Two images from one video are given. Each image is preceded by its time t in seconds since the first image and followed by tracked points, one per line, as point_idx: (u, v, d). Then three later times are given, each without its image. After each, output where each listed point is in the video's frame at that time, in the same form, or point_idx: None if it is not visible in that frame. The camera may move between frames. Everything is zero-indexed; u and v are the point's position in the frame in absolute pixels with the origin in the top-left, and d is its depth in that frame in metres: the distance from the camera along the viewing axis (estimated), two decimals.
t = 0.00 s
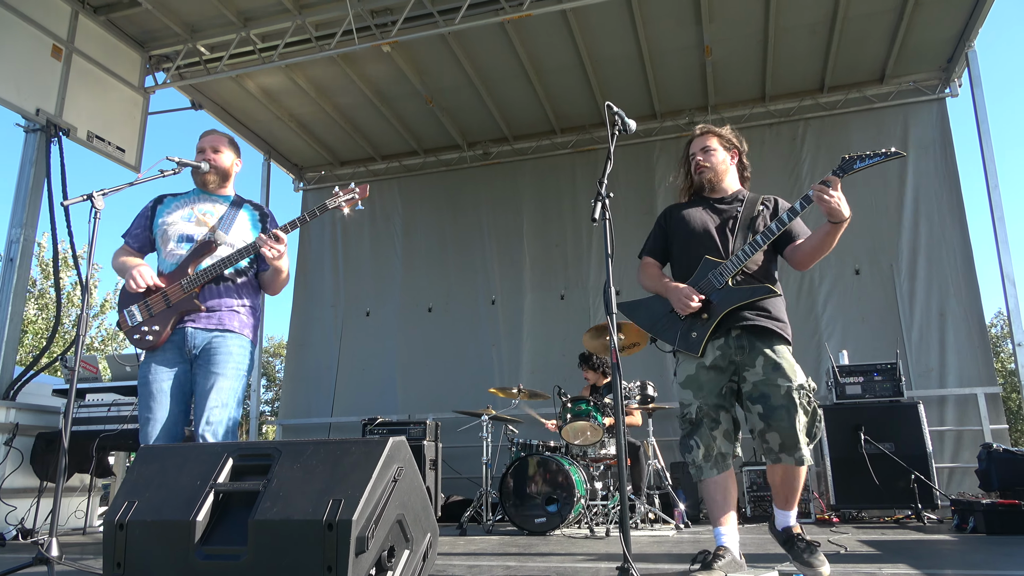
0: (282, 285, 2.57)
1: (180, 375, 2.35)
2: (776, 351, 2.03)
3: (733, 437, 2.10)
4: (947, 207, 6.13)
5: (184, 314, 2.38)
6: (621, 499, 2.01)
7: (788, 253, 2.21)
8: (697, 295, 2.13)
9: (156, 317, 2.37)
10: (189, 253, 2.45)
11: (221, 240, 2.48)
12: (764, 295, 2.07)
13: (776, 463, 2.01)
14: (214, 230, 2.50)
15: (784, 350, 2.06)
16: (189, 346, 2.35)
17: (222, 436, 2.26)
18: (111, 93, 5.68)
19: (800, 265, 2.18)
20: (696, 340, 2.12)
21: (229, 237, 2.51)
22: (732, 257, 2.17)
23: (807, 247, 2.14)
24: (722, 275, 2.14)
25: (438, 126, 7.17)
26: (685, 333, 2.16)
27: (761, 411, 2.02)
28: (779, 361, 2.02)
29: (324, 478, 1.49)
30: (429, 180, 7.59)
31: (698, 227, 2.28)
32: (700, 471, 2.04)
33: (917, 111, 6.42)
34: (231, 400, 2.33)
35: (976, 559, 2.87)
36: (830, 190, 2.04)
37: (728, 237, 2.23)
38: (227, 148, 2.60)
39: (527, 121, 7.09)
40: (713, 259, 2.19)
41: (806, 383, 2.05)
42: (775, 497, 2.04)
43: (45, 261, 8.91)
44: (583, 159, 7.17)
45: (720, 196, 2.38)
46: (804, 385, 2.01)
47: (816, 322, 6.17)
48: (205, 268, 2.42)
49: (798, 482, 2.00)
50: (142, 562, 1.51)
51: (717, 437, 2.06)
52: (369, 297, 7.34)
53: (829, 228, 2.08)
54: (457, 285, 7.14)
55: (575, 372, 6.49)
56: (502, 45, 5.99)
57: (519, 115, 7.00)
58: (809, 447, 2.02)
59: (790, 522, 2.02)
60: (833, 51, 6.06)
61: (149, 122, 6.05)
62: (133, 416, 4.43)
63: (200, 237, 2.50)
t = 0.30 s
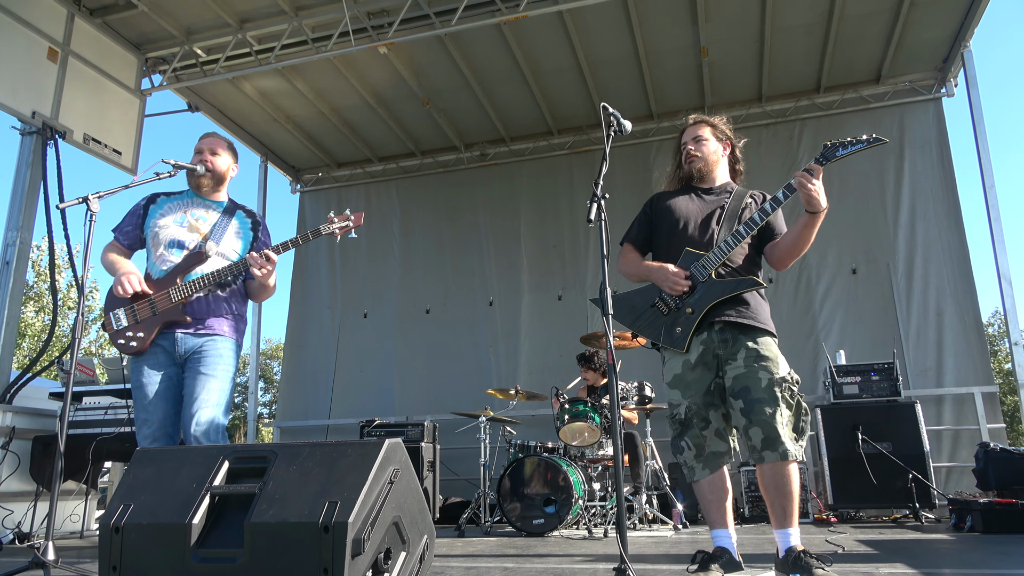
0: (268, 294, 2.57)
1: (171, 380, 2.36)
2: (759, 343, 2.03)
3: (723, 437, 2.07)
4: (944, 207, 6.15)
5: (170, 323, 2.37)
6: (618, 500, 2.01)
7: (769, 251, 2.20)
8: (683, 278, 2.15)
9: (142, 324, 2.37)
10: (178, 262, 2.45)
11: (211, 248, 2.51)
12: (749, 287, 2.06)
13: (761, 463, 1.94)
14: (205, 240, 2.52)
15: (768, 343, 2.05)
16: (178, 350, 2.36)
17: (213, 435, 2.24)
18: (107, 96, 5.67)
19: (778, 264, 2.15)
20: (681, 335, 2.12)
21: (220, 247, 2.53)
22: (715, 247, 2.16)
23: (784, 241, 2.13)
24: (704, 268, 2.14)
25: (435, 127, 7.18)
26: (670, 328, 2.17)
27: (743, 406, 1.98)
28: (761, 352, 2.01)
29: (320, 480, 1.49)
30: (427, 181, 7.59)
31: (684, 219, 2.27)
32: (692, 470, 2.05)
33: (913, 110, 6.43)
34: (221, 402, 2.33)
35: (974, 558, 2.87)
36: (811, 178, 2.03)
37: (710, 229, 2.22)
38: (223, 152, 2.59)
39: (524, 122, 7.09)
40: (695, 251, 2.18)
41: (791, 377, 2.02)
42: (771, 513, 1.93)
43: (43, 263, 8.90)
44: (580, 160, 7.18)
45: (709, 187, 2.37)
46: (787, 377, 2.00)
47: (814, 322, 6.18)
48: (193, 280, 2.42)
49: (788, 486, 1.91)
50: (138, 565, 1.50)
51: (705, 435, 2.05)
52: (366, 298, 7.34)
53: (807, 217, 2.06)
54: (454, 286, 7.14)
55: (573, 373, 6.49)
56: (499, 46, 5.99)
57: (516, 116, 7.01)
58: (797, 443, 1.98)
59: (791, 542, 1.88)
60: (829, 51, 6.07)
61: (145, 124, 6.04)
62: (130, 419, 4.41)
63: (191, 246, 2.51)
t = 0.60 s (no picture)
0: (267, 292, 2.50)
1: (173, 383, 2.35)
2: (756, 345, 2.03)
3: (721, 439, 2.07)
4: (943, 206, 6.15)
5: (170, 323, 2.37)
6: (617, 501, 2.00)
7: (766, 256, 2.19)
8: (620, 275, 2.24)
9: (142, 326, 2.39)
10: (177, 262, 2.46)
11: (206, 248, 2.46)
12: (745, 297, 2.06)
13: (760, 465, 1.94)
14: (203, 239, 2.50)
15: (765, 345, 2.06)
16: (178, 354, 2.35)
17: (213, 441, 2.24)
18: (106, 99, 5.67)
19: (776, 271, 2.15)
20: (672, 341, 2.12)
21: (218, 245, 2.50)
22: (713, 254, 2.15)
23: (779, 251, 2.13)
24: (700, 274, 2.12)
25: (434, 129, 7.18)
26: (661, 335, 2.15)
27: (744, 408, 1.98)
28: (759, 354, 2.02)
29: (318, 482, 1.49)
30: (426, 182, 7.60)
31: (680, 220, 2.26)
32: (689, 472, 2.04)
33: (911, 110, 6.44)
34: (222, 406, 2.33)
35: (974, 558, 2.88)
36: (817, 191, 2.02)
37: (705, 232, 2.22)
38: (223, 154, 2.60)
39: (523, 123, 7.10)
40: (691, 257, 2.16)
41: (789, 377, 2.03)
42: (771, 515, 1.92)
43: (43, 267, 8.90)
44: (579, 161, 7.18)
45: (709, 179, 2.36)
46: (785, 377, 2.01)
47: (813, 322, 6.18)
48: (188, 279, 2.41)
49: (788, 485, 1.91)
50: (136, 567, 1.50)
51: (703, 438, 2.04)
52: (366, 300, 7.34)
53: (806, 231, 2.05)
54: (453, 288, 7.14)
55: (573, 374, 6.49)
56: (497, 47, 6.00)
57: (515, 117, 7.01)
58: (796, 443, 1.99)
59: (790, 543, 1.88)
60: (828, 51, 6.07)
61: (144, 127, 6.05)
62: (130, 422, 4.41)
63: (189, 245, 2.50)
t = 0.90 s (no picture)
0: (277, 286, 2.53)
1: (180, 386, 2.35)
2: (752, 344, 2.02)
3: (722, 439, 2.07)
4: (943, 206, 6.15)
5: (183, 324, 2.37)
6: (617, 501, 2.00)
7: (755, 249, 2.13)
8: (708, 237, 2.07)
9: (156, 328, 2.37)
10: (186, 264, 2.48)
11: (214, 249, 2.48)
12: (727, 296, 2.06)
13: (758, 465, 1.93)
14: (210, 238, 2.51)
15: (761, 344, 2.04)
16: (188, 356, 2.35)
17: (221, 444, 2.24)
18: (106, 102, 5.68)
19: (763, 264, 2.11)
20: (665, 344, 2.13)
21: (225, 244, 2.51)
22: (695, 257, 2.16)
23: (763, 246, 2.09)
24: (685, 276, 2.16)
25: (434, 131, 7.19)
26: (654, 338, 2.17)
27: (741, 409, 1.98)
28: (756, 353, 2.01)
29: (318, 484, 1.49)
30: (426, 184, 7.60)
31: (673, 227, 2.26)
32: (688, 473, 2.06)
33: (911, 110, 6.44)
34: (231, 409, 2.33)
35: (975, 558, 2.88)
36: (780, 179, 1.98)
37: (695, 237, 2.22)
38: (221, 156, 2.60)
39: (523, 125, 7.10)
40: (678, 261, 2.20)
41: (787, 375, 2.03)
42: (771, 515, 1.93)
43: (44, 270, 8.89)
44: (578, 162, 7.19)
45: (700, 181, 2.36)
46: (783, 376, 2.00)
47: (814, 322, 6.18)
48: (198, 278, 2.42)
49: (787, 483, 1.90)
50: (137, 569, 1.51)
51: (701, 440, 2.05)
52: (366, 302, 7.34)
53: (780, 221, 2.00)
54: (454, 289, 7.15)
55: (574, 375, 6.49)
56: (496, 49, 6.00)
57: (515, 119, 7.01)
58: (796, 441, 1.98)
59: (790, 542, 1.88)
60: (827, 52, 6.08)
61: (144, 130, 6.06)
62: (131, 424, 4.41)
63: (196, 247, 2.51)
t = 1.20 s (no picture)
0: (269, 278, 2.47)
1: (182, 386, 2.36)
2: (754, 346, 2.04)
3: (723, 444, 2.06)
4: (944, 209, 6.16)
5: (183, 319, 2.36)
6: (618, 503, 2.00)
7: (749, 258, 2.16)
8: (719, 235, 2.05)
9: (159, 328, 2.35)
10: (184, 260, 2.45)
11: (206, 243, 2.42)
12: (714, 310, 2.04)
13: (760, 467, 1.93)
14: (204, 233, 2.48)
15: (762, 348, 2.06)
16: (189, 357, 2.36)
17: (223, 444, 2.25)
18: (108, 102, 5.69)
19: (757, 275, 2.15)
20: (659, 352, 2.16)
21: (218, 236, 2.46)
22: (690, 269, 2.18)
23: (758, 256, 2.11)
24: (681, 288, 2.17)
25: (435, 132, 7.19)
26: (649, 346, 2.20)
27: (743, 411, 1.98)
28: (758, 355, 2.03)
29: (319, 486, 1.49)
30: (427, 185, 7.61)
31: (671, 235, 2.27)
32: (684, 477, 2.06)
33: (912, 113, 6.44)
34: (233, 408, 2.35)
35: (974, 560, 2.88)
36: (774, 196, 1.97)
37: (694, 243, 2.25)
38: (221, 156, 2.60)
39: (523, 126, 7.11)
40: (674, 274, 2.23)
41: (787, 379, 2.04)
42: (771, 516, 1.93)
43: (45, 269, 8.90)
44: (579, 164, 7.19)
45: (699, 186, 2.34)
46: (784, 378, 2.02)
47: (814, 324, 6.18)
48: (192, 272, 2.39)
49: (788, 485, 1.91)
50: (139, 568, 1.51)
51: (702, 444, 2.04)
52: (367, 303, 7.35)
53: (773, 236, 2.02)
54: (454, 290, 7.15)
55: (574, 377, 6.48)
56: (498, 50, 6.01)
57: (516, 121, 7.02)
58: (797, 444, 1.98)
59: (791, 544, 1.89)
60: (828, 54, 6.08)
61: (146, 130, 6.06)
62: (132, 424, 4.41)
63: (190, 243, 2.50)
